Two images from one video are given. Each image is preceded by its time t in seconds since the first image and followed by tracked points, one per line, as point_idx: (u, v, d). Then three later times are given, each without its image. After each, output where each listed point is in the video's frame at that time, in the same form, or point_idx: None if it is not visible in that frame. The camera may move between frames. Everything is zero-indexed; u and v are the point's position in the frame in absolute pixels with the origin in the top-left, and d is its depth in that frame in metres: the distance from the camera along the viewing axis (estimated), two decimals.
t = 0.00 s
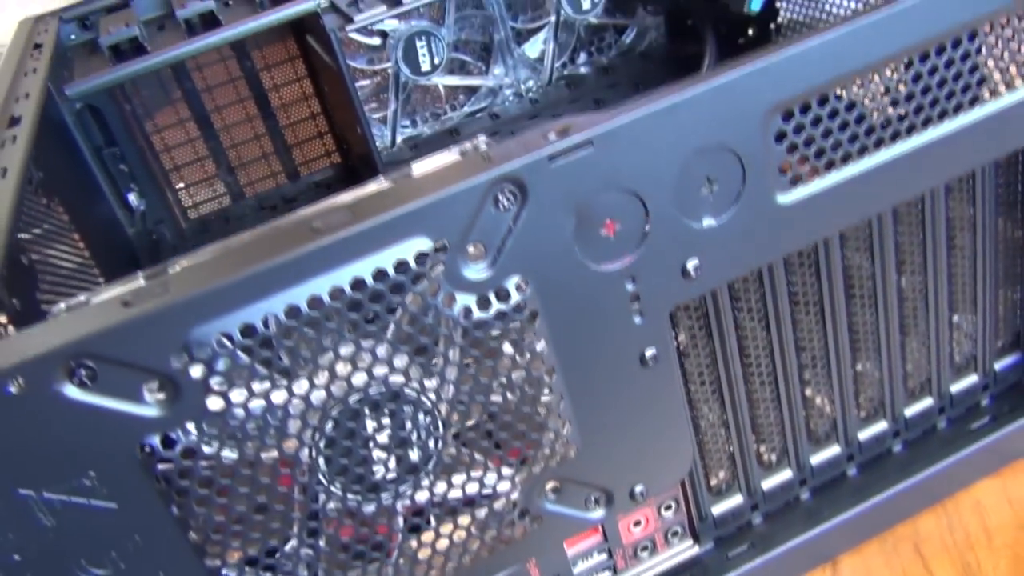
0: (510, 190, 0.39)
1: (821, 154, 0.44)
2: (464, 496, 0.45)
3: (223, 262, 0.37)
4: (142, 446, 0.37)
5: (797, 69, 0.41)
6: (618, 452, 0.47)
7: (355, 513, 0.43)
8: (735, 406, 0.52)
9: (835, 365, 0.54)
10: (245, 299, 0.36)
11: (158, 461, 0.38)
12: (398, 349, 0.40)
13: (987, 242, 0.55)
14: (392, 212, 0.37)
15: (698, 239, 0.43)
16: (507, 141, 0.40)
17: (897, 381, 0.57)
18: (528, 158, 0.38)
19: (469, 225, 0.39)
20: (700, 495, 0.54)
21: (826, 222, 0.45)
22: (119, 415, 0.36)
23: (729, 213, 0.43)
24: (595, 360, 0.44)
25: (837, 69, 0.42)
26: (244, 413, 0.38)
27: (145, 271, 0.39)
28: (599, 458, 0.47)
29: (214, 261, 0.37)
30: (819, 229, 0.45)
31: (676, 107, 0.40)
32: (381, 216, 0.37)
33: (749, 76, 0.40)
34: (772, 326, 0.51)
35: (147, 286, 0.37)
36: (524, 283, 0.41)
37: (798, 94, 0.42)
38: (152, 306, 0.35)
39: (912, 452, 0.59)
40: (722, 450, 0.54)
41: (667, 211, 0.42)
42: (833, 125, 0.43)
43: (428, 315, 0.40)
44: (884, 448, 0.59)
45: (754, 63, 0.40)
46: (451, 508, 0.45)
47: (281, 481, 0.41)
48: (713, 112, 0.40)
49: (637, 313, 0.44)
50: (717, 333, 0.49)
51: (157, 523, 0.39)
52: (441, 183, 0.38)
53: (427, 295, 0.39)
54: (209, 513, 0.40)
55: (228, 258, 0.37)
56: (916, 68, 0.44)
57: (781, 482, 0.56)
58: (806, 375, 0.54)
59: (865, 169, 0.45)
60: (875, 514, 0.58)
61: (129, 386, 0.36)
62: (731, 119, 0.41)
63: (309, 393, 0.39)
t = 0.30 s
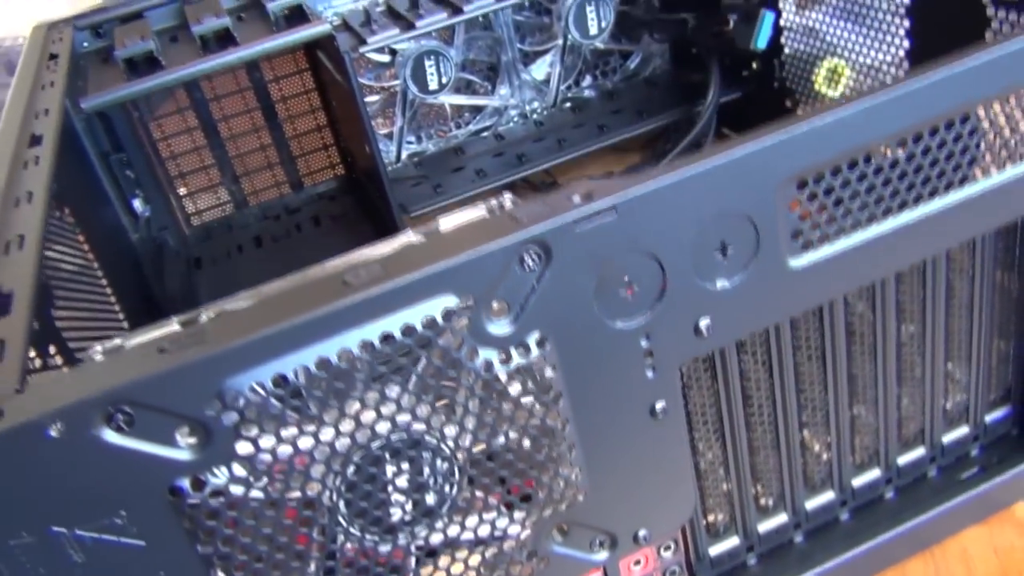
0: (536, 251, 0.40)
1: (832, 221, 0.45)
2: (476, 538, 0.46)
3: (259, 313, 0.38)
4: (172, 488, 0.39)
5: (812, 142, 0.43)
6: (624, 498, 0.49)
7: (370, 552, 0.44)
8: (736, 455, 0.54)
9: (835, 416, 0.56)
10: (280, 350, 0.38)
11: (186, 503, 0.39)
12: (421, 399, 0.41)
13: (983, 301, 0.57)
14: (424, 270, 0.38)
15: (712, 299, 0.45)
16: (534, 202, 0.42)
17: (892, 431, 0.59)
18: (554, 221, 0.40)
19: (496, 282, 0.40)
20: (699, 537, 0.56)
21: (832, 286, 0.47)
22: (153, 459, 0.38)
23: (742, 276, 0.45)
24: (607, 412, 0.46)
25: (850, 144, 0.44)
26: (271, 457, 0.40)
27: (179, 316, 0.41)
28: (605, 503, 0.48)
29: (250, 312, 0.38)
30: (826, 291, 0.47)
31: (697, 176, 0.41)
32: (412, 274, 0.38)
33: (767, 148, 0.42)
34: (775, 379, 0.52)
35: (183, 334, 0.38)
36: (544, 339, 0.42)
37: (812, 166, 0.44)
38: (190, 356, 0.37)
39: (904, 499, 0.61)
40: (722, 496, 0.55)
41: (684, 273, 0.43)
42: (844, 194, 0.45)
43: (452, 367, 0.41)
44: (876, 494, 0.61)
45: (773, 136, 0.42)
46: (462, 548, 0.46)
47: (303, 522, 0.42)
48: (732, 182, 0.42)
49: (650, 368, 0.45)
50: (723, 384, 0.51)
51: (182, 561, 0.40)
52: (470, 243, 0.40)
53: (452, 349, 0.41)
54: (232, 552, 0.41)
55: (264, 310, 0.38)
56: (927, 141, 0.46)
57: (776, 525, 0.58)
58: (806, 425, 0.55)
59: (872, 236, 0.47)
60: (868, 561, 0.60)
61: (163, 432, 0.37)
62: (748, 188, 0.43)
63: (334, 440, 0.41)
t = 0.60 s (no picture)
0: (559, 304, 0.42)
1: (841, 277, 0.47)
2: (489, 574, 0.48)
3: (292, 360, 0.39)
4: (203, 526, 0.40)
5: (826, 203, 0.45)
6: (632, 537, 0.50)
7: None
8: (739, 494, 0.55)
9: (836, 457, 0.57)
10: (312, 397, 0.39)
11: (215, 540, 0.40)
12: (443, 443, 0.43)
13: (980, 349, 0.59)
14: (452, 322, 0.40)
15: (724, 351, 0.46)
16: (557, 254, 0.43)
17: (889, 472, 0.60)
18: (578, 276, 0.41)
19: (521, 333, 0.41)
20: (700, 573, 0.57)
21: (838, 338, 0.49)
22: (185, 498, 0.39)
23: (755, 329, 0.46)
24: (620, 455, 0.47)
25: (860, 205, 0.45)
26: (298, 497, 0.41)
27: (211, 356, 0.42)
28: (614, 542, 0.50)
29: (283, 357, 0.40)
30: (832, 343, 0.49)
31: (716, 234, 0.43)
32: (441, 324, 0.40)
33: (783, 208, 0.44)
34: (779, 423, 0.54)
35: (217, 377, 0.39)
36: (563, 387, 0.44)
37: (825, 225, 0.45)
38: (225, 400, 0.38)
39: (897, 536, 0.63)
40: (724, 533, 0.57)
41: (699, 326, 0.45)
42: (854, 252, 0.47)
43: (474, 413, 0.43)
44: (871, 531, 0.63)
45: (789, 196, 0.44)
46: None
47: (325, 558, 0.43)
48: (748, 240, 0.44)
49: (663, 415, 0.47)
50: (730, 428, 0.52)
51: None
52: (497, 295, 0.41)
53: (476, 397, 0.42)
54: None
55: (297, 356, 0.39)
56: (934, 204, 0.48)
57: (774, 561, 0.60)
58: (807, 466, 0.57)
59: (878, 291, 0.49)
60: None
61: (197, 472, 0.39)
62: (764, 246, 0.44)
63: (358, 480, 0.42)
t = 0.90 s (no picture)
0: (579, 339, 0.43)
1: (845, 314, 0.49)
2: None
3: (323, 389, 0.41)
4: (234, 547, 0.41)
5: (834, 244, 0.46)
6: (638, 557, 0.52)
7: None
8: (740, 516, 0.57)
9: (832, 481, 0.59)
10: (343, 427, 0.41)
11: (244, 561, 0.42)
12: (464, 468, 0.45)
13: (972, 380, 0.62)
14: (478, 356, 0.41)
15: (733, 383, 0.48)
16: (577, 289, 0.45)
17: (883, 496, 0.63)
18: (598, 312, 0.43)
19: (542, 366, 0.43)
20: None
21: (839, 371, 0.51)
22: (219, 521, 0.40)
23: (763, 362, 0.48)
24: (630, 481, 0.49)
25: (865, 246, 0.48)
26: (326, 520, 0.43)
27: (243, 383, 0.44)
28: (621, 563, 0.52)
29: (314, 387, 0.41)
30: (834, 375, 0.51)
31: (730, 274, 0.44)
32: (467, 358, 0.41)
33: (794, 249, 0.45)
34: (780, 449, 0.56)
35: (251, 405, 0.41)
36: (579, 417, 0.45)
37: (832, 265, 0.47)
38: (261, 429, 0.39)
39: (889, 557, 0.65)
40: (725, 554, 0.59)
41: (710, 360, 0.47)
42: (858, 290, 0.49)
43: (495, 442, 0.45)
44: (863, 552, 0.65)
45: (799, 238, 0.45)
46: None
47: None
48: (760, 279, 0.45)
49: (672, 443, 0.49)
50: (734, 453, 0.54)
51: None
52: (520, 329, 0.43)
53: (497, 426, 0.44)
54: None
55: (328, 386, 0.41)
56: (936, 245, 0.50)
57: None
58: (805, 490, 0.59)
59: (879, 327, 0.51)
60: None
61: (231, 497, 0.40)
62: (774, 284, 0.46)
63: (383, 504, 0.44)
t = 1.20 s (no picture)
0: (601, 383, 0.45)
1: (850, 358, 0.52)
2: None
3: (357, 433, 0.42)
4: None
5: (842, 292, 0.49)
6: None
7: None
8: (745, 547, 0.59)
9: (833, 513, 0.62)
10: (377, 468, 0.42)
11: None
12: (488, 506, 0.47)
13: (967, 416, 0.64)
14: (505, 400, 0.43)
15: (744, 423, 0.50)
16: (597, 336, 0.47)
17: (880, 526, 0.65)
18: (619, 358, 0.45)
19: (566, 409, 0.45)
20: None
21: (844, 411, 0.53)
22: (256, 558, 0.42)
23: (773, 404, 0.50)
24: (644, 517, 0.51)
25: (871, 294, 0.50)
26: (356, 556, 0.44)
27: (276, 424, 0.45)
28: None
29: (348, 430, 0.43)
30: (839, 415, 0.53)
31: (744, 321, 0.47)
32: (495, 402, 0.43)
33: (804, 298, 0.48)
34: (784, 483, 0.58)
35: (288, 447, 0.42)
36: (599, 456, 0.47)
37: (840, 311, 0.49)
38: (300, 471, 0.41)
39: None
40: None
41: (723, 401, 0.49)
42: (863, 335, 0.51)
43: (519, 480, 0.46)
44: None
45: (809, 287, 0.48)
46: None
47: None
48: (772, 326, 0.47)
49: (685, 480, 0.51)
50: (741, 488, 0.56)
51: None
52: (545, 374, 0.44)
53: (522, 466, 0.46)
54: None
55: (361, 429, 0.43)
56: (936, 292, 0.53)
57: None
58: (807, 521, 0.61)
59: (882, 369, 0.53)
60: None
61: (268, 535, 0.42)
62: (785, 330, 0.48)
63: (410, 541, 0.46)
